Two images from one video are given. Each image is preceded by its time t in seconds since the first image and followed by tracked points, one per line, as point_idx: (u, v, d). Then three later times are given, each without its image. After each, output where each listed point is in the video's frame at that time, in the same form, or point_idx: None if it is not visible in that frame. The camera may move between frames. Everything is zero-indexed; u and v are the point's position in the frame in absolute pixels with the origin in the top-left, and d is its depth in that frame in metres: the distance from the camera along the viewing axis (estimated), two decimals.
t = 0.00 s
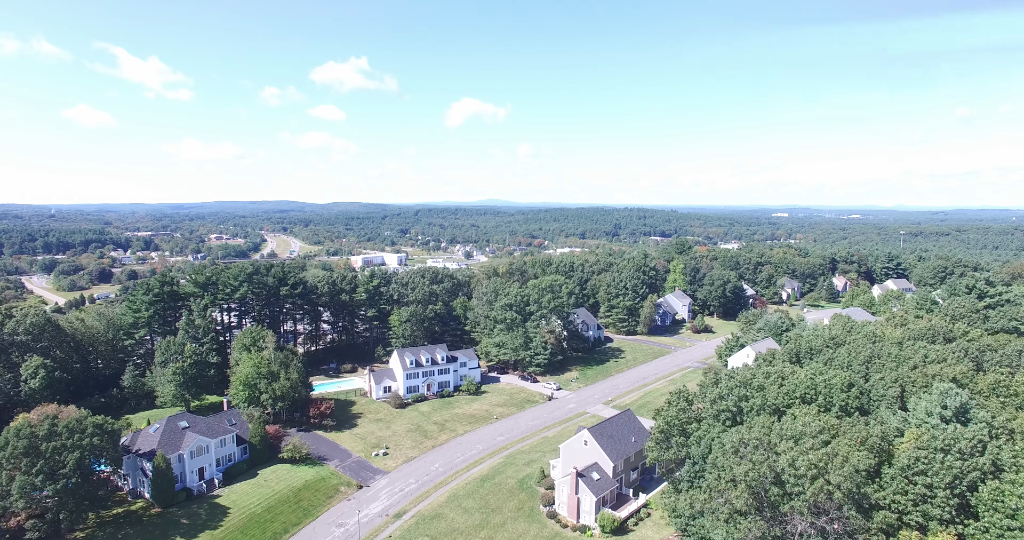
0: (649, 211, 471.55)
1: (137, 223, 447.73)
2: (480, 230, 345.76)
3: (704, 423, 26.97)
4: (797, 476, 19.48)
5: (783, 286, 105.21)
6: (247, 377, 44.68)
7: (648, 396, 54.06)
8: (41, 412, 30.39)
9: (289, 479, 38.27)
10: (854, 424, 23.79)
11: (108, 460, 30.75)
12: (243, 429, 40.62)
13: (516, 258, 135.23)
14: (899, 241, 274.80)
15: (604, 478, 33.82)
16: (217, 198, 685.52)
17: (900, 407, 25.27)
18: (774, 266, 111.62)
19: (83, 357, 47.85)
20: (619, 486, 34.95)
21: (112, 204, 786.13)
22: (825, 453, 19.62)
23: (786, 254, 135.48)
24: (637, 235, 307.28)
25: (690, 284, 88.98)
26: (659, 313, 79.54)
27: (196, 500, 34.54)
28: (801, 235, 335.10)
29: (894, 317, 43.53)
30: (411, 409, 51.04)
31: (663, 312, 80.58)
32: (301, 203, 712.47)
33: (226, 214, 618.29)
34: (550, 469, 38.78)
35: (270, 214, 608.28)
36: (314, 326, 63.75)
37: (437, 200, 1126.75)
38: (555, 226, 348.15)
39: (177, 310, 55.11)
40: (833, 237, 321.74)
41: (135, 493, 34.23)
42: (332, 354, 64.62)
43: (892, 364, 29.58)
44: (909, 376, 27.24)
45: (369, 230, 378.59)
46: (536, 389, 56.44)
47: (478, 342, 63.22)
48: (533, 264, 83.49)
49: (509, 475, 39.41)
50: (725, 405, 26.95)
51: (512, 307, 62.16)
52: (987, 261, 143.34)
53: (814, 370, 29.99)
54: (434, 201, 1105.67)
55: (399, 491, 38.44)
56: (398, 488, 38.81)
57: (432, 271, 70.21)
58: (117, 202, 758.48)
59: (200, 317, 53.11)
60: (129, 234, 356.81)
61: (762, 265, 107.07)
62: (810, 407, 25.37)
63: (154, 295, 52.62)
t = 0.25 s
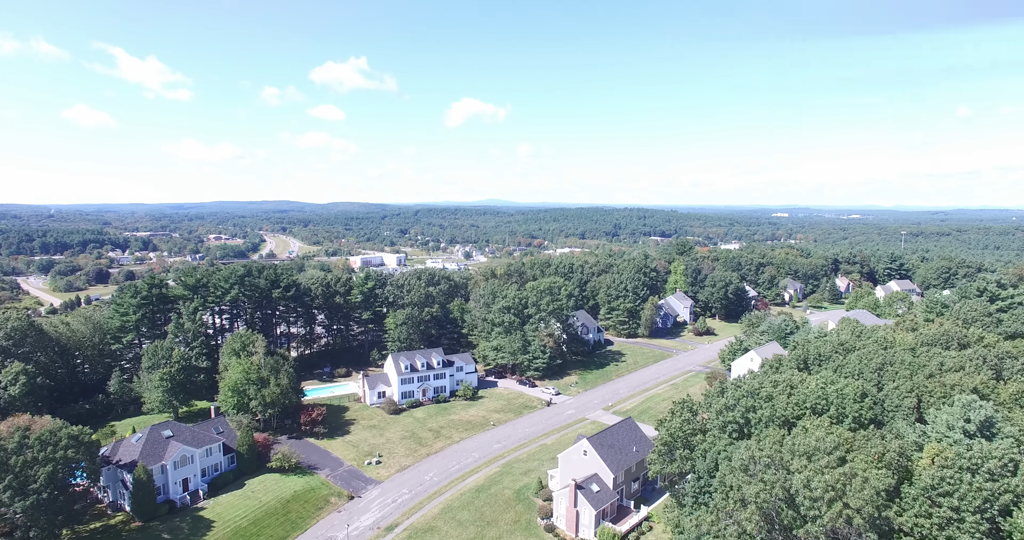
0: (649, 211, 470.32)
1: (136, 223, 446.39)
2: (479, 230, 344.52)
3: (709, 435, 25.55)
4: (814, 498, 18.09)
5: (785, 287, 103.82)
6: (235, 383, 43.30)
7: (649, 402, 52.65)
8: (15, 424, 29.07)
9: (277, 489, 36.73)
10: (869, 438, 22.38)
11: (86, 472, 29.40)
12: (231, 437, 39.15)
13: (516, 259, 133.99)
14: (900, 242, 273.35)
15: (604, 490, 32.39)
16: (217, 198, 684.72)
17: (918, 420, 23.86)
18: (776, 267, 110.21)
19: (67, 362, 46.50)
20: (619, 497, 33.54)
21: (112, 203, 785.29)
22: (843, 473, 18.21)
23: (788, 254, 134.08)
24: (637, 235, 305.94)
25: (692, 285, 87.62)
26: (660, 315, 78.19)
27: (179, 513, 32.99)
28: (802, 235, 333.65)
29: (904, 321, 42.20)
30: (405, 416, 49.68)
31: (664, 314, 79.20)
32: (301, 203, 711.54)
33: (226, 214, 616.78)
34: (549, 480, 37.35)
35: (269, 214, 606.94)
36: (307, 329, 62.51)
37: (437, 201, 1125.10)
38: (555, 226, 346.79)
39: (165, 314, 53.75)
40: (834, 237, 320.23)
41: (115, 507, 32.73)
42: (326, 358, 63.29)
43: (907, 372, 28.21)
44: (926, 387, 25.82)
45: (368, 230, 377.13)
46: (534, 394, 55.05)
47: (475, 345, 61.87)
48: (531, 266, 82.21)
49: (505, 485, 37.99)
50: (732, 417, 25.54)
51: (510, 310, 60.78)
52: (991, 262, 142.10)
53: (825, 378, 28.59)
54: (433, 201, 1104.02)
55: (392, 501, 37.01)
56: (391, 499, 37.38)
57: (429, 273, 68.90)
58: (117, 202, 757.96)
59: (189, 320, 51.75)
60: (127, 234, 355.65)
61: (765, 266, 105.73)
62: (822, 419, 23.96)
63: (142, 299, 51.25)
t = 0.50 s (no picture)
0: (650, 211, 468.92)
1: (134, 223, 444.85)
2: (479, 230, 343.22)
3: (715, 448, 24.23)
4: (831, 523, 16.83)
5: (788, 288, 102.44)
6: (223, 389, 41.94)
7: (651, 407, 51.28)
8: None
9: (264, 501, 35.02)
10: (887, 452, 21.08)
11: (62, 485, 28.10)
12: (218, 446, 37.71)
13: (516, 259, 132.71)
14: (902, 242, 271.89)
15: (604, 503, 31.03)
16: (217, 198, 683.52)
17: (936, 433, 22.58)
18: (779, 268, 108.79)
19: (51, 366, 45.04)
20: (620, 510, 32.18)
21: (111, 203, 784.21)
22: (863, 497, 16.94)
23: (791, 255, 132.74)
24: (638, 235, 304.53)
25: (693, 286, 86.23)
26: (661, 317, 76.81)
27: (161, 526, 31.51)
28: (803, 235, 332.27)
29: (914, 324, 40.84)
30: (400, 422, 48.30)
31: (665, 316, 77.82)
32: (301, 203, 710.41)
33: (224, 214, 614.52)
34: (547, 491, 35.98)
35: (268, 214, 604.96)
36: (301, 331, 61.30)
37: (437, 201, 1123.24)
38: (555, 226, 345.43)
39: (154, 317, 52.27)
40: (835, 236, 318.74)
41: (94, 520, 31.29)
42: (320, 361, 61.96)
43: (922, 380, 26.88)
44: (944, 396, 24.50)
45: (368, 230, 375.63)
46: (532, 399, 53.68)
47: (472, 349, 60.51)
48: (530, 267, 80.89)
49: (502, 496, 36.61)
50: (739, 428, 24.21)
51: (508, 312, 59.38)
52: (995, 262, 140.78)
53: (835, 386, 27.27)
54: (433, 201, 1102.13)
55: (384, 512, 35.66)
56: (383, 509, 36.03)
57: (426, 274, 67.60)
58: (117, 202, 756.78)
59: (178, 322, 50.23)
60: (126, 234, 354.17)
61: (767, 266, 104.32)
62: (835, 431, 22.64)
63: (129, 301, 49.74)
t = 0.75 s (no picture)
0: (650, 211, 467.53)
1: (133, 224, 443.30)
2: (479, 230, 342.00)
3: (721, 463, 22.87)
4: None
5: (790, 289, 101.08)
6: (211, 395, 40.58)
7: (652, 412, 49.91)
8: None
9: (251, 512, 33.56)
10: (908, 467, 19.75)
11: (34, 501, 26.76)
12: (204, 455, 36.24)
13: (516, 260, 131.44)
14: (903, 242, 270.54)
15: (604, 516, 29.67)
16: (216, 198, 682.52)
17: (957, 448, 21.27)
18: (781, 268, 107.43)
19: (34, 371, 43.64)
20: (620, 523, 30.81)
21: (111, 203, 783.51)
22: (887, 523, 15.64)
23: (793, 255, 131.37)
24: (638, 235, 303.15)
25: (695, 287, 84.90)
26: (663, 319, 75.45)
27: None
28: (804, 235, 330.83)
29: (924, 328, 39.49)
30: (394, 428, 46.95)
31: (666, 318, 76.54)
32: (300, 203, 709.46)
33: (224, 214, 612.88)
34: (545, 502, 34.59)
35: (267, 214, 603.14)
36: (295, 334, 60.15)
37: (437, 201, 1121.77)
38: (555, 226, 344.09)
39: (143, 320, 50.76)
40: (836, 236, 317.21)
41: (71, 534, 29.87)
42: (314, 365, 60.66)
43: (939, 389, 25.55)
44: (964, 407, 23.19)
45: (367, 231, 374.26)
46: (531, 404, 52.35)
47: (470, 352, 59.17)
48: (529, 268, 79.63)
49: (498, 507, 35.25)
50: (747, 441, 22.86)
51: (506, 315, 58.00)
52: (999, 262, 139.38)
53: (848, 394, 25.95)
54: (433, 201, 1101.25)
55: (376, 524, 34.27)
56: (375, 520, 34.65)
57: (422, 275, 66.27)
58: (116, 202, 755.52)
59: (167, 326, 48.74)
60: (125, 234, 352.62)
61: (769, 267, 102.97)
62: (850, 444, 21.32)
63: (116, 304, 48.26)
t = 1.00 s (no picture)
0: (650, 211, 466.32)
1: (131, 224, 441.42)
2: (479, 230, 340.73)
3: (728, 479, 21.51)
4: None
5: (793, 290, 99.63)
6: (197, 403, 39.19)
7: (653, 418, 48.50)
8: None
9: (237, 525, 32.02)
10: (931, 488, 18.39)
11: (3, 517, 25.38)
12: (188, 465, 34.80)
13: (515, 261, 130.11)
14: (904, 242, 269.24)
15: (603, 532, 28.27)
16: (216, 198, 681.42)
17: (982, 466, 19.90)
18: (783, 269, 106.09)
19: (16, 377, 42.16)
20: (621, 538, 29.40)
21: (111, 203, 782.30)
22: None
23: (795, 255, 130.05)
24: (638, 235, 301.63)
25: (696, 288, 83.56)
26: (663, 322, 74.04)
27: None
28: (804, 235, 329.48)
29: (935, 332, 38.11)
30: (388, 435, 45.54)
31: (667, 320, 75.21)
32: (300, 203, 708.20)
33: (223, 214, 610.97)
34: (543, 515, 33.16)
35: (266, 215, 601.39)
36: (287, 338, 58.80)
37: (437, 201, 1121.33)
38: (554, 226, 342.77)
39: (130, 323, 49.30)
40: (836, 236, 315.86)
41: None
42: (308, 369, 59.37)
43: (958, 400, 24.22)
44: (986, 421, 21.86)
45: (366, 231, 372.68)
46: (529, 409, 51.00)
47: (466, 356, 57.81)
48: (527, 269, 78.31)
49: (493, 520, 33.87)
50: (756, 456, 21.53)
51: (503, 318, 56.58)
52: (1003, 263, 137.93)
53: (861, 405, 24.58)
54: (433, 201, 1100.14)
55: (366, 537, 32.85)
56: (365, 533, 33.23)
57: (418, 277, 64.94)
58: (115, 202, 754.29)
59: (155, 330, 47.21)
60: (123, 234, 351.07)
61: (771, 268, 101.52)
62: (867, 462, 19.95)
63: (102, 307, 46.88)
